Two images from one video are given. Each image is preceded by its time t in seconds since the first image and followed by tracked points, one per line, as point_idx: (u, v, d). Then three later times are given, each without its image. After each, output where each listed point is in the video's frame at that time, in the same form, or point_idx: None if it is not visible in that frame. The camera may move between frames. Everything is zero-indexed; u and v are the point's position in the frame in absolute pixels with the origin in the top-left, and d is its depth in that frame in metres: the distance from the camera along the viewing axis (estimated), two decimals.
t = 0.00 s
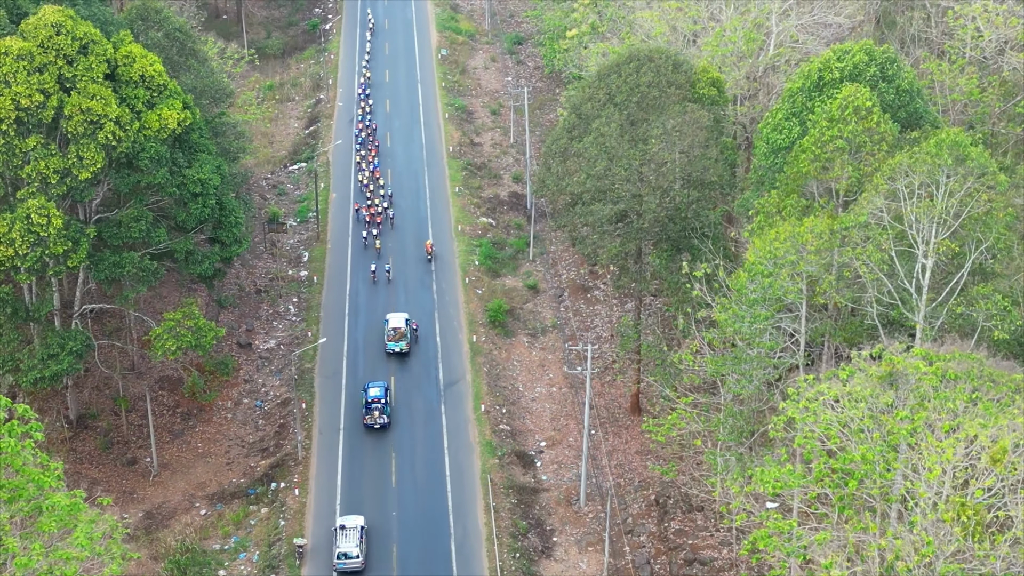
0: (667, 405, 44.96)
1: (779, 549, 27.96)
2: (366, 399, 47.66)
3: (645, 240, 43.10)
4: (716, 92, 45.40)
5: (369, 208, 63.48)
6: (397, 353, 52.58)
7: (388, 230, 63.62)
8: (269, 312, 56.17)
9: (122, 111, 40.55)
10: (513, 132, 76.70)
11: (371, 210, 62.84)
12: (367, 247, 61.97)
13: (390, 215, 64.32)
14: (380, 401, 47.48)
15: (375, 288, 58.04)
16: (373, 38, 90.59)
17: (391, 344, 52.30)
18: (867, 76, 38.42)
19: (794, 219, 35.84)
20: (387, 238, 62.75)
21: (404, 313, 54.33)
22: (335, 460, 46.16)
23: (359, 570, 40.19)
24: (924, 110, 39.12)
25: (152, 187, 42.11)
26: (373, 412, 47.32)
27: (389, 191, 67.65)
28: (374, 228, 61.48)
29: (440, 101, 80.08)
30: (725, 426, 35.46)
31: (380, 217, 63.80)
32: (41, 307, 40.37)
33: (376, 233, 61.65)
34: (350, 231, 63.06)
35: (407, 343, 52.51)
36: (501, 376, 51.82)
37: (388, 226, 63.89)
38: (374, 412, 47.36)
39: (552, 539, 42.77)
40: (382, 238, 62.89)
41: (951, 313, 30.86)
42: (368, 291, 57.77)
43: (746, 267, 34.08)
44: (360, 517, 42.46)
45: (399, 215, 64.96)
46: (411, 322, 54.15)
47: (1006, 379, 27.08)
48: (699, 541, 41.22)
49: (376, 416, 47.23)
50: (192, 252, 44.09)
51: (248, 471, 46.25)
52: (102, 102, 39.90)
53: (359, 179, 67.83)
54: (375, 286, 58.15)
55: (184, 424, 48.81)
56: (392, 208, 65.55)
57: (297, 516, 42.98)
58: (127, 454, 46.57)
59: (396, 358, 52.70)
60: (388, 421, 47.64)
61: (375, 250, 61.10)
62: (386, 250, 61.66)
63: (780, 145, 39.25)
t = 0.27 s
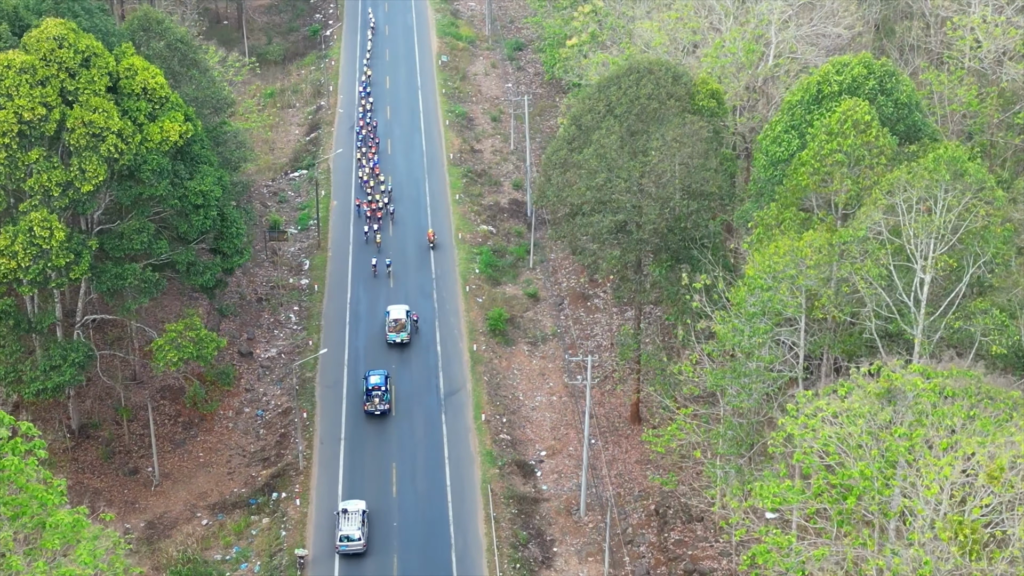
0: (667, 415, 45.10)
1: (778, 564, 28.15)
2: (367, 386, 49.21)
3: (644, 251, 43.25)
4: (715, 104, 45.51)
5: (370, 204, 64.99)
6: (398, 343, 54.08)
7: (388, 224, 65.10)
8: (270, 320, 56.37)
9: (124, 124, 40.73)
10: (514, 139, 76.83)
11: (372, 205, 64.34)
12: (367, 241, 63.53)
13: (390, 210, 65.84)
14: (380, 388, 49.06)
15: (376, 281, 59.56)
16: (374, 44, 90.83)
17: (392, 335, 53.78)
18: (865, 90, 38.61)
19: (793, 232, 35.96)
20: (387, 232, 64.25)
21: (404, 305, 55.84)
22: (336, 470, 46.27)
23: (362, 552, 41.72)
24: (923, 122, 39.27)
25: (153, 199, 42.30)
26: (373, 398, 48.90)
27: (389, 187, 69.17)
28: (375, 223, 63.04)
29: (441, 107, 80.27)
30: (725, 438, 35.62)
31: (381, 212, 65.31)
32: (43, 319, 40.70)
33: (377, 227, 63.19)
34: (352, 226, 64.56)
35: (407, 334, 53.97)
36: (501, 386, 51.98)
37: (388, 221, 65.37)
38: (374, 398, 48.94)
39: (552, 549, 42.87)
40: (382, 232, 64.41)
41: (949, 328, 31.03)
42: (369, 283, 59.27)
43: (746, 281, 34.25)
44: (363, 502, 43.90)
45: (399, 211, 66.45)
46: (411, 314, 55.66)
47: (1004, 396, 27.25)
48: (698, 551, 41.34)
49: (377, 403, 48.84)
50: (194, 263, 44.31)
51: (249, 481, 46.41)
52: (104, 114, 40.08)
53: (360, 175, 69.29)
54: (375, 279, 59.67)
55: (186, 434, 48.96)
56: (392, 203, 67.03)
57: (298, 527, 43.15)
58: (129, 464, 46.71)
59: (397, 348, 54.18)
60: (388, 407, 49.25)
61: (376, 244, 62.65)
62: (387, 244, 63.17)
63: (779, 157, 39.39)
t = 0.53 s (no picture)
0: (667, 426, 45.27)
1: None
2: (368, 373, 50.83)
3: (644, 262, 43.41)
4: (715, 115, 45.57)
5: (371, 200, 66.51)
6: (398, 335, 55.60)
7: (389, 220, 66.66)
8: (272, 329, 56.56)
9: (126, 136, 40.91)
10: (514, 146, 76.95)
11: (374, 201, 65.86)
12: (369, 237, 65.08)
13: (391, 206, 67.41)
14: (381, 376, 50.68)
15: (377, 275, 61.08)
16: (375, 51, 91.07)
17: (393, 327, 55.28)
18: (864, 103, 38.80)
19: (792, 245, 36.11)
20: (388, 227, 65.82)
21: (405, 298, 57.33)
22: (337, 480, 46.47)
23: (363, 535, 43.33)
24: (921, 134, 39.45)
25: (156, 211, 42.51)
26: (374, 385, 50.54)
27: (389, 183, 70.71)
28: (376, 218, 64.62)
29: (441, 114, 80.47)
30: (724, 452, 35.71)
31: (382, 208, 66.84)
32: (46, 330, 41.04)
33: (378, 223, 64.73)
34: (353, 221, 66.09)
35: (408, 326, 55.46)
36: (502, 395, 52.15)
37: (388, 216, 66.91)
38: (375, 386, 50.57)
39: (552, 559, 42.97)
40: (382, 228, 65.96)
41: (948, 343, 31.21)
42: (370, 277, 60.82)
43: (745, 295, 34.45)
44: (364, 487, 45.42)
45: (399, 207, 67.98)
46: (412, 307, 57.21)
47: (1001, 413, 27.43)
48: (698, 562, 41.36)
49: (377, 390, 50.45)
50: (195, 274, 44.51)
51: (251, 491, 46.50)
52: (106, 127, 40.25)
53: (361, 173, 70.77)
54: (376, 274, 61.20)
55: (187, 443, 49.05)
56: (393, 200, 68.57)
57: (299, 537, 43.31)
58: (131, 473, 46.79)
59: (398, 339, 55.75)
60: (388, 395, 50.87)
61: (377, 239, 64.21)
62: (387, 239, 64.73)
63: (778, 170, 39.53)
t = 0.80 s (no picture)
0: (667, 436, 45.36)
1: None
2: (369, 362, 52.43)
3: (644, 273, 43.53)
4: (715, 127, 45.61)
5: (372, 196, 68.04)
6: (399, 327, 57.10)
7: (389, 215, 68.22)
8: (273, 338, 56.72)
9: (128, 149, 41.09)
10: (515, 152, 77.04)
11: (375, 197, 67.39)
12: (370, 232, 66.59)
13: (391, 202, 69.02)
14: (382, 364, 52.30)
15: (378, 269, 62.57)
16: (375, 57, 91.28)
17: (394, 318, 56.80)
18: (863, 116, 38.95)
19: (792, 258, 36.22)
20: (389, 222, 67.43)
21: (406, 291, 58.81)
22: (338, 490, 46.66)
23: (366, 519, 44.90)
24: (920, 147, 39.62)
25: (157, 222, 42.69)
26: (374, 373, 52.18)
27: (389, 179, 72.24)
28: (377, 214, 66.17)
29: (442, 121, 80.63)
30: (723, 464, 35.79)
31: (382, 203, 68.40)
32: (49, 342, 41.34)
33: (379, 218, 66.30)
34: (354, 217, 67.62)
35: (408, 318, 56.95)
36: (502, 403, 52.32)
37: (389, 212, 68.47)
38: (376, 374, 52.20)
39: (553, 569, 43.05)
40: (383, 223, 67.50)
41: (946, 357, 31.38)
42: (371, 271, 62.36)
43: (744, 309, 34.63)
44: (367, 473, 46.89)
45: (400, 203, 69.51)
46: (413, 299, 58.74)
47: (999, 430, 27.60)
48: (698, 573, 41.35)
49: (378, 377, 52.06)
50: (197, 285, 44.71)
51: (252, 500, 46.58)
52: (108, 140, 40.45)
53: (361, 169, 72.25)
54: (377, 268, 62.72)
55: (189, 452, 49.13)
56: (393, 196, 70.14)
57: (301, 547, 43.44)
58: (132, 483, 46.85)
59: (399, 331, 57.22)
60: (388, 383, 52.50)
61: (379, 234, 65.79)
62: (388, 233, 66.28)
63: (777, 182, 39.64)
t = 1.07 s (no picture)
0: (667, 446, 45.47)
1: None
2: (369, 352, 53.95)
3: (643, 284, 43.66)
4: (714, 138, 45.75)
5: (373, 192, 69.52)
6: (400, 319, 58.55)
7: (390, 210, 69.68)
8: (274, 346, 56.89)
9: (130, 162, 41.28)
10: (515, 159, 77.20)
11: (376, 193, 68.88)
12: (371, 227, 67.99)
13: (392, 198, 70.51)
14: (382, 354, 53.82)
15: (378, 264, 63.99)
16: (376, 63, 91.48)
17: (395, 311, 58.26)
18: (862, 129, 39.10)
19: (791, 271, 36.33)
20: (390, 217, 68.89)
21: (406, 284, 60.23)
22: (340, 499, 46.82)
23: (367, 503, 46.34)
24: (919, 160, 39.79)
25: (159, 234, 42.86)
26: (375, 362, 53.69)
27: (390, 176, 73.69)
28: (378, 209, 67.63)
29: (442, 128, 80.81)
30: (723, 477, 35.89)
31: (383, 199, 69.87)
32: (50, 353, 41.34)
33: (380, 214, 67.78)
34: (355, 212, 69.08)
35: (409, 310, 58.40)
36: (503, 413, 52.50)
37: (389, 208, 69.93)
38: (376, 363, 53.72)
39: None
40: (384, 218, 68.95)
41: (944, 372, 31.57)
42: (372, 265, 63.81)
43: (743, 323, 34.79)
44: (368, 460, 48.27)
45: (400, 199, 71.00)
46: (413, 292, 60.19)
47: (996, 446, 27.78)
48: None
49: (378, 366, 53.57)
50: (199, 296, 44.92)
51: (253, 510, 46.70)
52: (110, 153, 40.63)
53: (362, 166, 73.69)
54: (378, 262, 64.16)
55: (190, 462, 49.26)
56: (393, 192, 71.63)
57: (302, 557, 43.61)
58: (134, 493, 46.98)
59: (399, 324, 58.62)
60: (388, 372, 54.01)
61: (380, 229, 67.27)
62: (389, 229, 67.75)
63: (777, 195, 39.76)
